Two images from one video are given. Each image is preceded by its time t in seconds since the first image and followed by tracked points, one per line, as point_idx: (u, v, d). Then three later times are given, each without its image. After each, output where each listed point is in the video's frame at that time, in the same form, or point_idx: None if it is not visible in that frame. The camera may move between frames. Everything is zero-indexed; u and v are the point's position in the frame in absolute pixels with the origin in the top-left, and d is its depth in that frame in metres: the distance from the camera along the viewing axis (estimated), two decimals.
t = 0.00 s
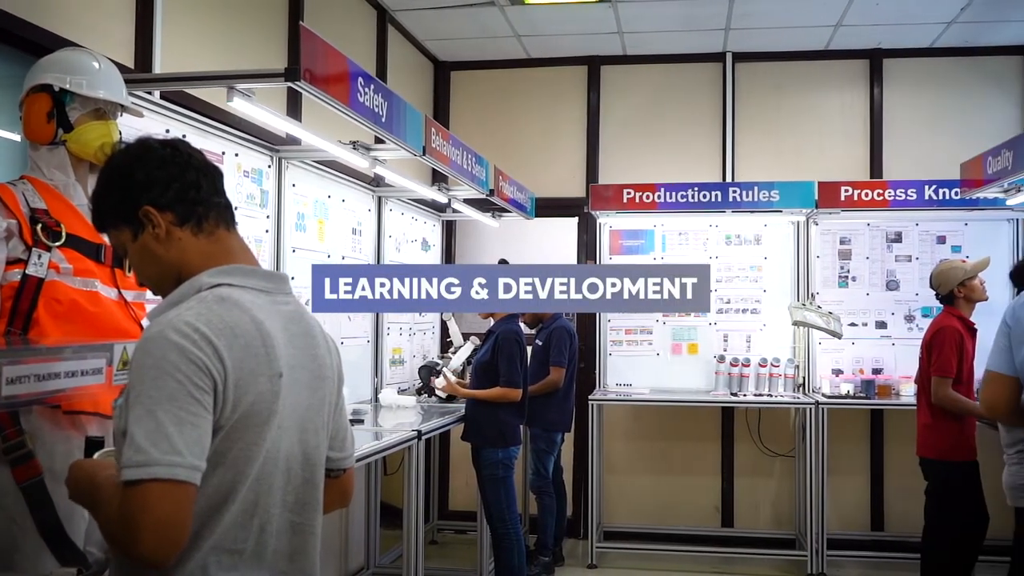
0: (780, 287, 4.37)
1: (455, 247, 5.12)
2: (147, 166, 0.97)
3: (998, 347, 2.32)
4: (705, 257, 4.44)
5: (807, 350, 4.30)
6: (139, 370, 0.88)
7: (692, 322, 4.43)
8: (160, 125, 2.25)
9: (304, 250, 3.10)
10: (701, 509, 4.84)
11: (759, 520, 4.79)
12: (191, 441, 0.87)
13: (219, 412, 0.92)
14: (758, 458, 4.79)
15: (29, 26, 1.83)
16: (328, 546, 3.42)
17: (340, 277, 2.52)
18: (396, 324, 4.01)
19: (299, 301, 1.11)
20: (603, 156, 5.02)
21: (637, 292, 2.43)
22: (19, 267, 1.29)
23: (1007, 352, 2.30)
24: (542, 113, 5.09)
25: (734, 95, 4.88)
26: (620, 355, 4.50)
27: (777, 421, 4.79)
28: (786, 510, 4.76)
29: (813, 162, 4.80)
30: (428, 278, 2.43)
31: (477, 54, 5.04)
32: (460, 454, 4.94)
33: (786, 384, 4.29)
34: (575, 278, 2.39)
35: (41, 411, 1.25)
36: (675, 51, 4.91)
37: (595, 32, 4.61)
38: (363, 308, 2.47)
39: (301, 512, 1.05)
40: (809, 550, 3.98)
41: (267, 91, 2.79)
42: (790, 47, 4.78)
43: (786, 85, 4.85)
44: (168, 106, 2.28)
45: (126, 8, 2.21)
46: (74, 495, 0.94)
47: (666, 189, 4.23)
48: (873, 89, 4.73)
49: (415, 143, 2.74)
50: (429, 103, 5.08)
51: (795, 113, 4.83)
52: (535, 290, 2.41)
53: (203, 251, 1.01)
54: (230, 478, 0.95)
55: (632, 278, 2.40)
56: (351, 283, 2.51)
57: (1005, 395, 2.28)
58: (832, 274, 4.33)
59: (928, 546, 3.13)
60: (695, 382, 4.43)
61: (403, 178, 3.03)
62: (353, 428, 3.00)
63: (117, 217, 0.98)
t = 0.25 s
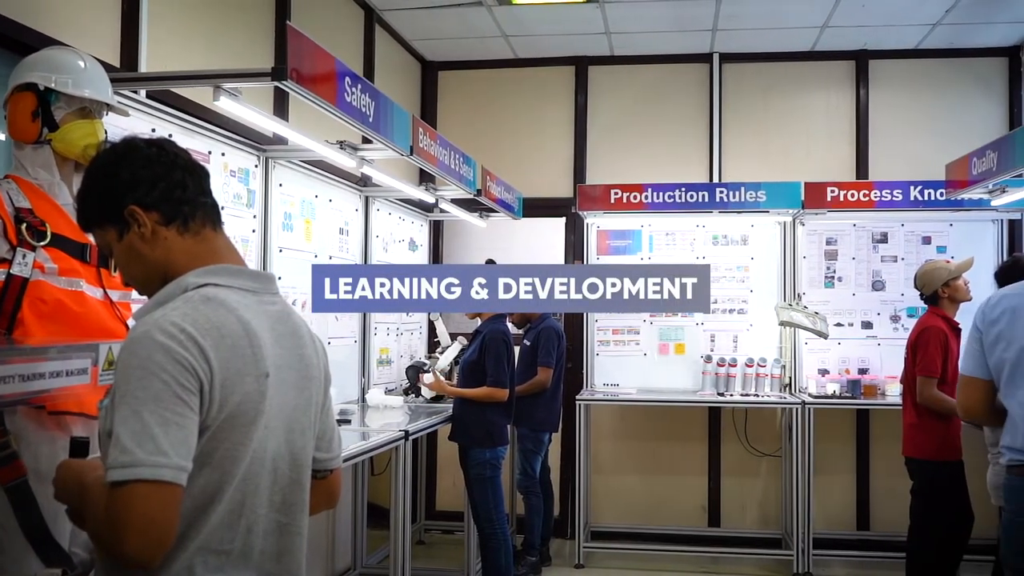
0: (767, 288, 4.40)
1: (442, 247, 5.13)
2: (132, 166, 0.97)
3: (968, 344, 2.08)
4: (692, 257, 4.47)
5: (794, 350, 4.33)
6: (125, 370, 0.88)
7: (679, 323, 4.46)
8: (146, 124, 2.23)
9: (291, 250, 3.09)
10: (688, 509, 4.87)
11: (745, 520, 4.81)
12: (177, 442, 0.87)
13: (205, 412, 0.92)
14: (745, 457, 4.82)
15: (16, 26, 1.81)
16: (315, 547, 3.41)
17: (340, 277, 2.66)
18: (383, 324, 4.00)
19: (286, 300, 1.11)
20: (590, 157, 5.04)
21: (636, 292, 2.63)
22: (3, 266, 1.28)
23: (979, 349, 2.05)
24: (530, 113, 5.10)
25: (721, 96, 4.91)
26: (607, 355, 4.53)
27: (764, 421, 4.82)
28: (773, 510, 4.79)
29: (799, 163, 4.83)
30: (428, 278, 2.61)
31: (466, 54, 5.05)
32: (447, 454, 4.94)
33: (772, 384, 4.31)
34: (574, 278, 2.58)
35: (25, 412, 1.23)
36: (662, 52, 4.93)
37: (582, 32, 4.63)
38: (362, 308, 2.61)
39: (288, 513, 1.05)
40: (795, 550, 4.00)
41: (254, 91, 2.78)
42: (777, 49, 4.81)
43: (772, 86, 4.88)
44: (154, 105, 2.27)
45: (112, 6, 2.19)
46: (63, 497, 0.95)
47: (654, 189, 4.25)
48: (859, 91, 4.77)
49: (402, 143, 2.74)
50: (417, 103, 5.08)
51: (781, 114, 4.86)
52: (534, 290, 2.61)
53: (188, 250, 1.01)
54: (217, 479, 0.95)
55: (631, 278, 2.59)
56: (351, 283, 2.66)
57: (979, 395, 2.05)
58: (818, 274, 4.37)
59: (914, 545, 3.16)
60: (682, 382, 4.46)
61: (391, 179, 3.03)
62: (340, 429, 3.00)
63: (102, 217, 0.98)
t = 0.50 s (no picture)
0: (755, 288, 4.43)
1: (430, 247, 5.13)
2: (119, 165, 0.97)
3: (943, 350, 2.09)
4: (681, 257, 4.51)
5: (782, 350, 4.35)
6: (111, 370, 0.88)
7: (668, 323, 4.49)
8: (134, 123, 2.22)
9: (279, 249, 3.08)
10: (677, 509, 4.89)
11: (733, 520, 4.84)
12: (162, 443, 0.87)
13: (192, 413, 0.92)
14: (733, 457, 4.85)
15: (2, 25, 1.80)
16: (303, 548, 3.40)
17: (340, 277, 2.74)
18: (372, 324, 4.00)
19: (274, 300, 1.11)
20: (579, 157, 5.05)
21: (636, 292, 2.68)
22: None
23: (954, 354, 2.06)
24: (519, 114, 5.11)
25: (710, 96, 4.93)
26: (595, 355, 4.55)
27: (752, 420, 4.85)
28: (760, 510, 4.82)
29: (787, 164, 4.86)
30: (428, 278, 2.68)
31: (455, 54, 5.05)
32: (436, 454, 4.94)
33: (760, 384, 4.34)
34: (574, 278, 2.64)
35: (12, 412, 1.22)
36: (651, 52, 4.95)
37: (572, 33, 4.64)
38: (363, 308, 2.69)
39: (276, 513, 1.05)
40: (782, 550, 4.03)
41: (242, 90, 2.77)
42: (765, 50, 4.84)
43: (760, 87, 4.91)
44: (142, 104, 2.25)
45: (99, 5, 2.17)
46: (47, 497, 0.94)
47: (642, 189, 4.27)
48: (847, 92, 4.81)
49: (391, 143, 2.74)
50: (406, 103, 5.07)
51: (770, 114, 4.89)
52: (534, 290, 2.66)
53: (176, 250, 1.01)
54: (204, 479, 0.95)
55: (631, 278, 2.65)
56: (351, 283, 2.73)
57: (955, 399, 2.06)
58: (805, 274, 4.40)
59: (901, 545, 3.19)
60: (671, 382, 4.48)
61: (380, 179, 3.03)
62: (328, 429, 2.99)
63: (90, 216, 0.97)
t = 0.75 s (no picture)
0: (742, 289, 4.46)
1: (419, 247, 5.13)
2: (106, 164, 0.96)
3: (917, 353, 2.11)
4: (669, 258, 4.53)
5: (769, 350, 4.38)
6: (96, 370, 0.88)
7: (655, 323, 4.51)
8: (121, 122, 2.21)
9: (267, 249, 3.06)
10: (665, 508, 4.91)
11: (721, 519, 4.87)
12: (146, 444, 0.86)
13: (178, 413, 0.92)
14: (721, 457, 4.88)
15: None
16: (290, 549, 3.38)
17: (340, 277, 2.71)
18: (360, 324, 3.99)
19: (262, 300, 1.11)
20: (567, 158, 5.06)
21: (636, 292, 2.67)
22: None
23: (928, 355, 2.08)
24: (508, 114, 5.11)
25: (698, 97, 4.96)
26: (583, 354, 4.57)
27: (739, 420, 4.87)
28: (748, 509, 4.85)
29: (774, 165, 4.89)
30: (428, 278, 2.67)
31: (444, 54, 5.05)
32: (424, 454, 4.93)
33: (748, 384, 4.36)
34: (574, 278, 2.64)
35: None
36: (640, 53, 4.97)
37: (560, 33, 4.65)
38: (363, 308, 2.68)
39: (263, 514, 1.05)
40: (770, 549, 4.06)
41: (230, 90, 2.76)
42: (753, 51, 4.87)
43: (748, 88, 4.94)
44: (129, 103, 2.24)
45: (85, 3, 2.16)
46: (32, 497, 0.94)
47: (630, 189, 4.29)
48: (834, 93, 4.84)
49: (379, 143, 2.74)
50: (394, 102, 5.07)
51: (758, 115, 4.92)
52: (534, 290, 2.65)
53: (163, 250, 1.01)
54: (190, 480, 0.94)
55: (631, 278, 2.64)
56: (350, 283, 2.71)
57: (931, 400, 2.08)
58: (793, 275, 4.43)
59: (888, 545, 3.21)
60: (659, 381, 4.50)
61: (368, 179, 3.03)
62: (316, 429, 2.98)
63: (75, 216, 0.97)
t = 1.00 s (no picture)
0: (729, 289, 4.49)
1: (407, 247, 5.12)
2: (92, 164, 0.96)
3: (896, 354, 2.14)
4: (657, 258, 4.56)
5: (756, 350, 4.41)
6: (81, 370, 0.88)
7: (643, 323, 4.53)
8: (108, 121, 2.19)
9: (254, 248, 3.05)
10: (653, 508, 4.93)
11: (708, 519, 4.89)
12: (130, 444, 0.86)
13: (163, 414, 0.91)
14: (708, 457, 4.90)
15: None
16: (277, 550, 3.37)
17: (340, 277, 2.76)
18: (347, 324, 3.98)
19: (249, 300, 1.11)
20: (556, 158, 5.08)
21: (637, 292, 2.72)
22: None
23: (907, 356, 2.11)
24: (497, 114, 5.12)
25: (686, 97, 4.98)
26: (571, 354, 4.59)
27: (727, 421, 4.90)
28: (735, 509, 4.88)
29: (762, 165, 4.93)
30: (428, 279, 2.72)
31: (432, 53, 5.05)
32: (412, 454, 4.92)
33: (735, 383, 4.39)
34: (574, 278, 2.68)
35: None
36: (628, 53, 4.99)
37: (549, 33, 4.66)
38: (363, 308, 2.73)
39: (250, 514, 1.05)
40: (758, 548, 4.09)
41: (217, 89, 2.75)
42: (741, 51, 4.90)
43: (735, 89, 4.96)
44: (115, 102, 2.23)
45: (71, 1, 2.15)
46: (17, 496, 0.94)
47: (618, 190, 4.31)
48: (821, 94, 4.88)
49: (367, 142, 2.73)
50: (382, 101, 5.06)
51: (746, 115, 4.94)
52: (534, 290, 2.70)
53: (150, 249, 1.00)
54: (177, 480, 0.94)
55: (631, 278, 2.70)
56: (350, 283, 2.76)
57: (911, 400, 2.11)
58: (780, 275, 4.45)
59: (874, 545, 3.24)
60: (647, 381, 4.52)
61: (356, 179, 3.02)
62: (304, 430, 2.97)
63: (61, 215, 0.97)
